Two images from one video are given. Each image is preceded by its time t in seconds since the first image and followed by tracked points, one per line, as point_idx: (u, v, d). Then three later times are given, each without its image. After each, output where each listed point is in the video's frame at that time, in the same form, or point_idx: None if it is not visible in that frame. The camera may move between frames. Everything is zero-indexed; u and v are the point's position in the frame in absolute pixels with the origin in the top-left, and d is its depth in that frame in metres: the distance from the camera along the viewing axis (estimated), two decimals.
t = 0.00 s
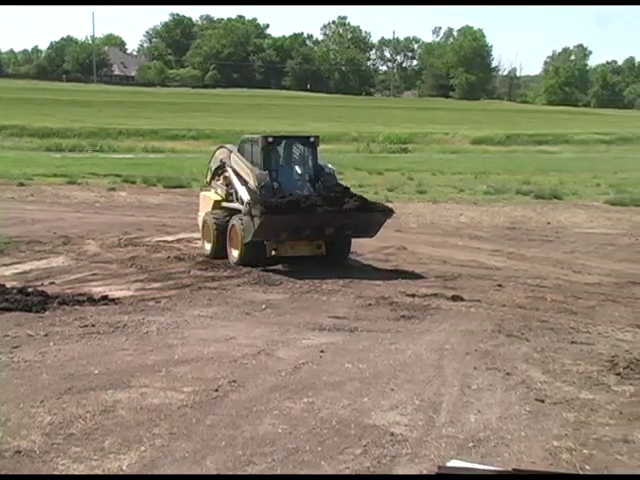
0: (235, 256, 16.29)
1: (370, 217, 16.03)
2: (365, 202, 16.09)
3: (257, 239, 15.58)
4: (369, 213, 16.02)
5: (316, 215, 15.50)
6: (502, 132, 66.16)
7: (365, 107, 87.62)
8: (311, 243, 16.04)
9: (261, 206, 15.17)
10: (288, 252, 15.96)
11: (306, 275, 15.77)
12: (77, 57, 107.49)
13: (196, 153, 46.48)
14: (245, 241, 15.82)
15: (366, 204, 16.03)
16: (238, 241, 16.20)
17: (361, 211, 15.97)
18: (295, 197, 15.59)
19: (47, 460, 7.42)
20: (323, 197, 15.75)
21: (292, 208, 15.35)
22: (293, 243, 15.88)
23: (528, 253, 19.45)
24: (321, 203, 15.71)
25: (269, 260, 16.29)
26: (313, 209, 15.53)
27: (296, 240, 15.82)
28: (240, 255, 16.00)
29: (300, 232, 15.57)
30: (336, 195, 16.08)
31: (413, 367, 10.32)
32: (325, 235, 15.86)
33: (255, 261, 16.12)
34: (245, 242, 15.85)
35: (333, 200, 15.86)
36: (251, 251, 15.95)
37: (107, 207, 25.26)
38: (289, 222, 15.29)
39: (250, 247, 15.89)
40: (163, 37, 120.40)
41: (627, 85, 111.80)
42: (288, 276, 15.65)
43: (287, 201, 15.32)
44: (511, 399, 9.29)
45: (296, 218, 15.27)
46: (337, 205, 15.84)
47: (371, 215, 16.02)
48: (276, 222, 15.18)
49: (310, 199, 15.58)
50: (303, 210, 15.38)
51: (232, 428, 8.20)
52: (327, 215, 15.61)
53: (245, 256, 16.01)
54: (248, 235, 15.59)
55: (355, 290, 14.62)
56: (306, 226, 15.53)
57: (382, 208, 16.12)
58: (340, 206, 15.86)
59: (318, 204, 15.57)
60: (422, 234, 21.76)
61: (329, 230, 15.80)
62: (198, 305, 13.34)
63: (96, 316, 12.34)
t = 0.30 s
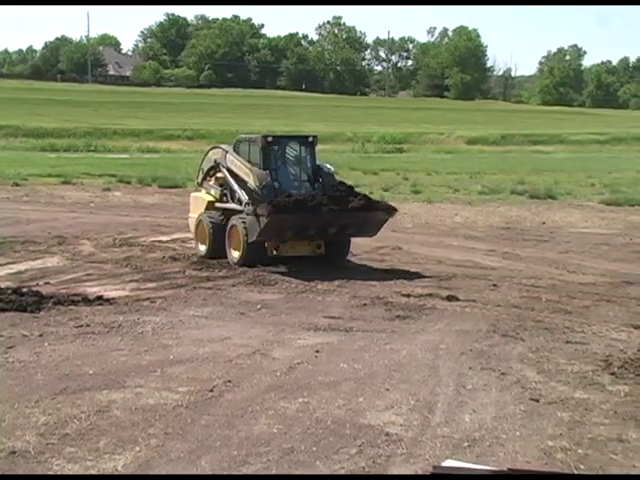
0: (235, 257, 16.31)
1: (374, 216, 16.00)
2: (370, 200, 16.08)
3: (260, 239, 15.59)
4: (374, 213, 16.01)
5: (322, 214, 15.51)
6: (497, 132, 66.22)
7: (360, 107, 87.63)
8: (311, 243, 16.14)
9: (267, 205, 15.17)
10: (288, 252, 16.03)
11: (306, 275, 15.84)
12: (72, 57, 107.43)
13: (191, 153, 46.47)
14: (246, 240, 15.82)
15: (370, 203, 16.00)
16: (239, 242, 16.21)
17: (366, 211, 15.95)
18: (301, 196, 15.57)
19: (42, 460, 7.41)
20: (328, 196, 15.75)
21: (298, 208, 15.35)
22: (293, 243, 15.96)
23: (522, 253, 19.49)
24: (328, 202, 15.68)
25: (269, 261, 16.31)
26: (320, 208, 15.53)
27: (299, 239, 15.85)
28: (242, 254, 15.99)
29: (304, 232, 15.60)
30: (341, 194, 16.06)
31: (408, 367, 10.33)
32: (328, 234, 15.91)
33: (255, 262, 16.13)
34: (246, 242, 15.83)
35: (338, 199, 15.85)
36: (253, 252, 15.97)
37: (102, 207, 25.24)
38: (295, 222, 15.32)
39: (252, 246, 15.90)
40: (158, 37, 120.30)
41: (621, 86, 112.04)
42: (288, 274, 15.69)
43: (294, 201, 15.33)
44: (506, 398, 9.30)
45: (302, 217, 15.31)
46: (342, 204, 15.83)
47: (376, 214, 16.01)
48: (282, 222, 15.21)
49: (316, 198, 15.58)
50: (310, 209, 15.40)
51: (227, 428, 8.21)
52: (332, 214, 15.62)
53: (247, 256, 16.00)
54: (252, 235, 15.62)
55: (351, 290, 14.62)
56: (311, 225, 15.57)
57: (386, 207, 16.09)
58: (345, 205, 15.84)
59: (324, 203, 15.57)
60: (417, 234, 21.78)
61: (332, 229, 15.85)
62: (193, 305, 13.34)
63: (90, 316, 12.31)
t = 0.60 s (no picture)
0: (233, 257, 16.29)
1: (374, 216, 15.99)
2: (371, 201, 16.06)
3: (262, 239, 15.57)
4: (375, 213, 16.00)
5: (325, 215, 15.51)
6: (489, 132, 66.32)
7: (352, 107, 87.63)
8: (309, 243, 16.07)
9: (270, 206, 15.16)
10: (286, 253, 15.99)
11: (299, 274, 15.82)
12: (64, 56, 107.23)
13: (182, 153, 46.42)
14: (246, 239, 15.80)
15: (372, 203, 15.98)
16: (238, 243, 16.18)
17: (368, 212, 15.92)
18: (304, 197, 15.56)
19: (33, 461, 7.40)
20: (330, 196, 15.73)
21: (302, 209, 15.33)
22: (291, 243, 15.88)
23: (514, 253, 19.53)
24: (330, 202, 15.67)
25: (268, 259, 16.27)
26: (322, 209, 15.51)
27: (300, 239, 15.83)
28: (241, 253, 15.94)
29: (306, 231, 15.61)
30: (343, 194, 16.01)
31: (400, 367, 10.33)
32: (329, 234, 15.93)
33: (254, 263, 16.12)
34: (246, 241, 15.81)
35: (340, 199, 15.83)
36: (252, 252, 15.95)
37: (94, 207, 25.21)
38: (298, 222, 15.32)
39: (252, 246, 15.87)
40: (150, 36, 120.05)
41: (612, 86, 112.33)
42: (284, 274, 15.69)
43: (297, 201, 15.32)
44: (497, 398, 9.30)
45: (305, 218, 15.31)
46: (344, 205, 15.81)
47: (377, 215, 16.01)
48: (286, 222, 15.21)
49: (319, 199, 15.58)
50: (313, 210, 15.40)
51: (219, 428, 8.20)
52: (334, 215, 15.63)
53: (246, 255, 15.96)
54: (253, 235, 15.62)
55: (343, 290, 14.62)
56: (312, 225, 15.59)
57: (386, 207, 16.10)
58: (347, 206, 15.83)
59: (326, 204, 15.57)
60: (409, 234, 21.80)
61: (333, 229, 15.86)
62: (185, 305, 13.32)
63: (82, 317, 12.28)
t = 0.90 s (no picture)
0: (232, 258, 16.26)
1: (375, 216, 16.00)
2: (373, 200, 16.07)
3: (265, 238, 15.52)
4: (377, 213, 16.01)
5: (329, 215, 15.48)
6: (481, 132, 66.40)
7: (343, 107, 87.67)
8: (307, 243, 16.16)
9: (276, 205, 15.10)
10: (285, 253, 16.04)
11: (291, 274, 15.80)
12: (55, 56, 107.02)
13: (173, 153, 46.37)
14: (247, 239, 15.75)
15: (373, 203, 15.99)
16: (239, 243, 16.16)
17: (370, 211, 15.92)
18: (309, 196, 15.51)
19: (24, 462, 7.38)
20: (334, 196, 15.70)
21: (308, 208, 15.30)
22: (290, 243, 15.93)
23: (506, 252, 19.56)
24: (334, 202, 15.64)
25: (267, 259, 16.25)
26: (327, 209, 15.48)
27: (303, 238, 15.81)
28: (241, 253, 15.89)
29: (309, 231, 15.58)
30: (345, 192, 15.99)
31: (392, 367, 10.33)
32: (330, 234, 15.95)
33: (252, 264, 16.11)
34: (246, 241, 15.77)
35: (344, 198, 15.81)
36: (252, 252, 15.92)
37: (85, 207, 25.18)
38: (302, 222, 15.30)
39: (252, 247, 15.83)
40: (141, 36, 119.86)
41: (603, 86, 112.55)
42: (285, 274, 15.70)
43: (303, 201, 15.28)
44: (489, 398, 9.31)
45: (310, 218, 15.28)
46: (347, 204, 15.79)
47: (379, 215, 16.02)
48: (290, 222, 15.19)
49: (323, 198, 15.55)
50: (318, 210, 15.36)
51: (211, 428, 8.19)
52: (339, 215, 15.60)
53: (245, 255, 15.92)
54: (256, 235, 15.57)
55: (334, 290, 14.62)
56: (316, 225, 15.55)
57: (387, 207, 16.13)
58: (350, 205, 15.80)
59: (331, 203, 15.54)
60: (400, 234, 21.82)
61: (335, 229, 15.84)
62: (176, 306, 13.31)
63: (73, 317, 12.26)
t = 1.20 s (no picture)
0: (232, 259, 16.16)
1: (378, 216, 16.00)
2: (375, 200, 16.08)
3: (269, 237, 15.48)
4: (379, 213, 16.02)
5: (335, 216, 15.46)
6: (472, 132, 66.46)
7: (334, 107, 87.69)
8: (307, 243, 16.12)
9: (284, 205, 15.13)
10: (284, 252, 16.04)
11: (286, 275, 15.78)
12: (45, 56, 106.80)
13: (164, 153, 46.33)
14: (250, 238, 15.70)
15: (376, 203, 15.99)
16: (239, 244, 16.07)
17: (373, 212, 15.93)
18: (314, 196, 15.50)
19: (13, 462, 7.36)
20: (338, 196, 15.68)
21: (313, 208, 15.28)
22: (290, 243, 15.92)
23: (496, 252, 19.60)
24: (339, 202, 15.62)
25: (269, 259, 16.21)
26: (334, 209, 15.46)
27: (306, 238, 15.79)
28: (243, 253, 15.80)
29: (313, 232, 15.55)
30: (348, 192, 15.96)
31: (382, 367, 10.34)
32: (333, 235, 15.93)
33: (253, 266, 16.03)
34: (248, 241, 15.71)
35: (347, 198, 15.80)
36: (254, 253, 15.84)
37: (75, 208, 25.14)
38: (308, 221, 15.28)
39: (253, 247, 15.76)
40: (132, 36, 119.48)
41: (593, 87, 112.77)
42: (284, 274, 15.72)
43: (310, 201, 15.26)
44: (479, 398, 9.33)
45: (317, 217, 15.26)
46: (351, 204, 15.77)
47: (382, 216, 16.03)
48: (296, 222, 15.19)
49: (327, 198, 15.53)
50: (325, 210, 15.34)
51: (201, 428, 8.19)
52: (343, 216, 15.57)
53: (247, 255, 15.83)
54: (260, 236, 15.54)
55: (325, 290, 14.62)
56: (320, 226, 15.53)
57: (388, 207, 16.14)
58: (354, 205, 15.79)
59: (337, 203, 15.55)
60: (391, 234, 21.86)
61: (338, 229, 15.81)
62: (167, 306, 13.30)
63: (63, 318, 12.22)
